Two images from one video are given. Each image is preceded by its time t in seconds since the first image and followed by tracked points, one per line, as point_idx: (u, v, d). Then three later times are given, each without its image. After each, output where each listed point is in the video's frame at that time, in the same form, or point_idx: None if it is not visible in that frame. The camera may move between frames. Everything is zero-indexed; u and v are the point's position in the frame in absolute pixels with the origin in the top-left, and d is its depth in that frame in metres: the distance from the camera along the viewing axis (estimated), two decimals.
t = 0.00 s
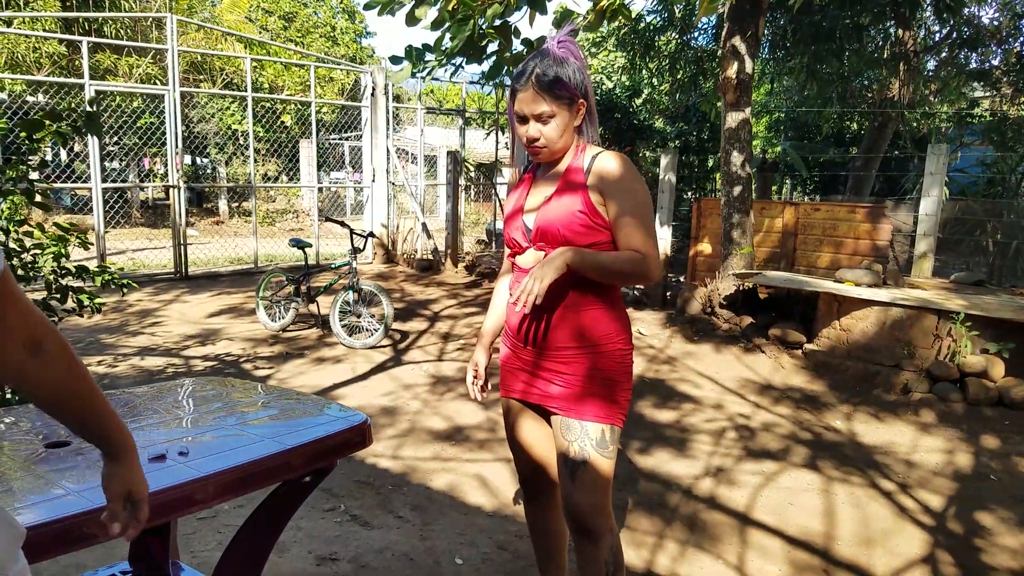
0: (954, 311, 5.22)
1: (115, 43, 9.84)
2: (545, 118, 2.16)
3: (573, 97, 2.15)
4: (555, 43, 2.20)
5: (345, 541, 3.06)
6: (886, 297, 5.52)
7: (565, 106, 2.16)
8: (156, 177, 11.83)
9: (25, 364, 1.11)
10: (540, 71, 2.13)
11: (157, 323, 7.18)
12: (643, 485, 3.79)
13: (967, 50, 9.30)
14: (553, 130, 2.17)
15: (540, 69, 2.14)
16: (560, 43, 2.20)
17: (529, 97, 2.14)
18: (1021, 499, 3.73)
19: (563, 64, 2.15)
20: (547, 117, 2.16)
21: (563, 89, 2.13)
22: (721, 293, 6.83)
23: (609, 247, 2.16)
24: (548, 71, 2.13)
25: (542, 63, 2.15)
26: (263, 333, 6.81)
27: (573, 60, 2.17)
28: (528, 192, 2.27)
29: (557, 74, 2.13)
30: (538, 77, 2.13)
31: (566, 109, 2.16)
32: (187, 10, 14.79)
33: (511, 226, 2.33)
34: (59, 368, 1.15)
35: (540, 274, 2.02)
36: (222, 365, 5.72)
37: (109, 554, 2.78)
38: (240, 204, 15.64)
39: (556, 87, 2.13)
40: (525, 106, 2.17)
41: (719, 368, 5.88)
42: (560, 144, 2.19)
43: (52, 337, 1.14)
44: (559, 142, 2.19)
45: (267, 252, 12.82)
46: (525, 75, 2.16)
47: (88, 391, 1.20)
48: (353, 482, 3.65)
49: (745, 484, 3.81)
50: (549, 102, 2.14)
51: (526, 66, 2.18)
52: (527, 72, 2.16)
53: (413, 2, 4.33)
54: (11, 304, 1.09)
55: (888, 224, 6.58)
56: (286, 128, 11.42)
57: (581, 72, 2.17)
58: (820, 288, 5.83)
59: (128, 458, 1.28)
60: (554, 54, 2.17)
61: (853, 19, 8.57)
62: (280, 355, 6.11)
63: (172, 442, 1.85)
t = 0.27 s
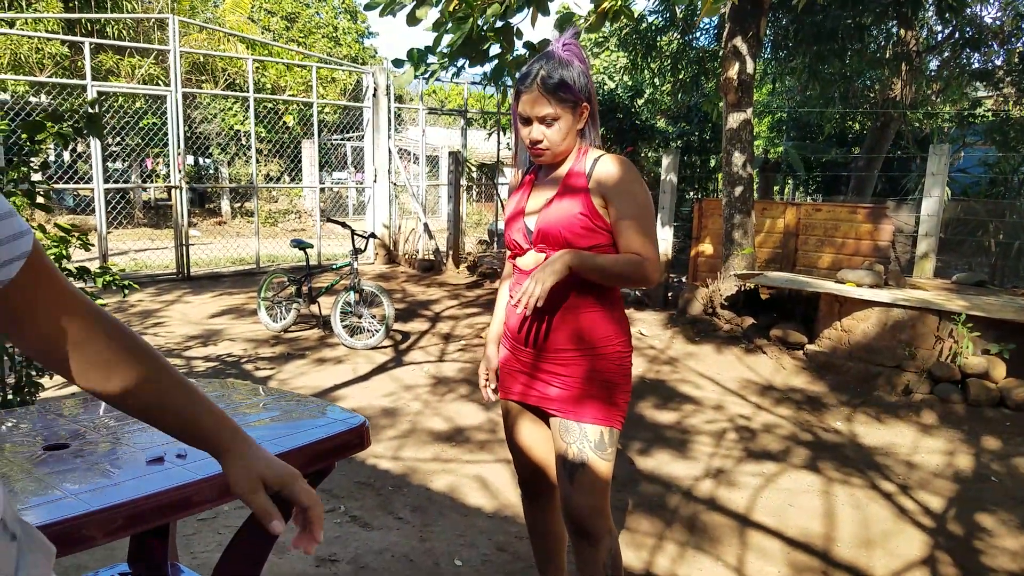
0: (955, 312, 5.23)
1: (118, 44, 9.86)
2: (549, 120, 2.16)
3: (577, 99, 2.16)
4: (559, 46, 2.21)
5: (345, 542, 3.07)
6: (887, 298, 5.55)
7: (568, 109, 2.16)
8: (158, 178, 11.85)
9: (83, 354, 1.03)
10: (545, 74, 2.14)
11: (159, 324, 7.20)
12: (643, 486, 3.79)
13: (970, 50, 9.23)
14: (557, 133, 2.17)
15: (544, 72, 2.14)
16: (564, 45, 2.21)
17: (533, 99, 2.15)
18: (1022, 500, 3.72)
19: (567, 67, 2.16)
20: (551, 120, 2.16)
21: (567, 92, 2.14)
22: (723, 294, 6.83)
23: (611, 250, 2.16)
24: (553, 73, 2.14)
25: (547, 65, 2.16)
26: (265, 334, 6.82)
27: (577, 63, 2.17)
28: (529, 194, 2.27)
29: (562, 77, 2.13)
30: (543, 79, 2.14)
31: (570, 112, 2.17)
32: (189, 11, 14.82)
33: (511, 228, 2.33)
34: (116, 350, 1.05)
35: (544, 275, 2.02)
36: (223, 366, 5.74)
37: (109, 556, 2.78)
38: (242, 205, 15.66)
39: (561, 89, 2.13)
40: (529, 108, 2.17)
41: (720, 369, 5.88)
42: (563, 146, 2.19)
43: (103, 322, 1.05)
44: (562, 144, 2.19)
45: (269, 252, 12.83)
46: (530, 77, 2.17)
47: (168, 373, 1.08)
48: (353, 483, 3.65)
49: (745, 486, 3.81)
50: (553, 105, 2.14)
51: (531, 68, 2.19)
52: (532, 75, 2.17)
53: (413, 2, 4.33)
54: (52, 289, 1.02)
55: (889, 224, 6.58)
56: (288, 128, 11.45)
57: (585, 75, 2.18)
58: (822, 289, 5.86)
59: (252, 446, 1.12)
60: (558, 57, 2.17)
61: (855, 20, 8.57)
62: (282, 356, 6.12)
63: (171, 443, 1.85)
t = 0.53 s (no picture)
0: (956, 312, 5.24)
1: (120, 45, 9.88)
2: (548, 120, 2.17)
3: (576, 100, 2.16)
4: (558, 46, 2.22)
5: (344, 541, 3.07)
6: (887, 298, 5.56)
7: (568, 109, 2.17)
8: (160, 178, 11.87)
9: (81, 350, 1.03)
10: (544, 73, 2.15)
11: (161, 323, 7.21)
12: (643, 486, 3.79)
13: (973, 50, 9.12)
14: (556, 133, 2.18)
15: (543, 72, 2.15)
16: (564, 46, 2.22)
17: (532, 99, 2.15)
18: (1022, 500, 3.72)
19: (566, 67, 2.16)
20: (550, 120, 2.17)
21: (566, 92, 2.14)
22: (724, 294, 6.83)
23: (609, 249, 2.17)
24: (552, 72, 2.14)
25: (546, 66, 2.17)
26: (266, 333, 6.84)
27: (576, 63, 2.18)
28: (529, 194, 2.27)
29: (561, 77, 2.14)
30: (543, 79, 2.14)
31: (569, 112, 2.17)
32: (191, 11, 14.85)
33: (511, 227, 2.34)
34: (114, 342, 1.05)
35: (543, 275, 2.03)
36: (225, 365, 5.75)
37: (109, 555, 2.79)
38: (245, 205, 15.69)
39: (561, 89, 2.14)
40: (527, 108, 2.18)
41: (721, 369, 5.88)
42: (563, 146, 2.20)
43: (101, 319, 1.05)
44: (562, 144, 2.20)
45: (271, 252, 12.85)
46: (529, 77, 2.17)
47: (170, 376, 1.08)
48: (353, 482, 3.66)
49: (745, 485, 3.81)
50: (552, 105, 2.15)
51: (529, 69, 2.19)
52: (530, 75, 2.17)
53: (414, 3, 4.33)
54: (48, 286, 1.00)
55: (890, 224, 6.59)
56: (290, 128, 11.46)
57: (584, 74, 2.18)
58: (822, 289, 5.87)
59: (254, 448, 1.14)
60: (557, 57, 2.18)
61: (857, 20, 8.56)
62: (283, 355, 6.14)
63: (169, 443, 1.86)
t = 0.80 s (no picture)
0: (958, 312, 5.23)
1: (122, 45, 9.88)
2: (548, 119, 2.17)
3: (576, 99, 2.17)
4: (558, 46, 2.22)
5: (345, 540, 3.08)
6: (890, 297, 5.55)
7: (568, 108, 2.17)
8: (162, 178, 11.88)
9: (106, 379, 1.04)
10: (544, 73, 2.15)
11: (163, 322, 7.22)
12: (644, 485, 3.79)
13: (975, 50, 9.06)
14: (556, 132, 2.18)
15: (544, 71, 2.15)
16: (564, 45, 2.22)
17: (533, 99, 2.16)
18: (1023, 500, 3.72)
19: (566, 67, 2.17)
20: (550, 119, 2.17)
21: (566, 91, 2.15)
22: (725, 293, 6.83)
23: (609, 249, 2.17)
24: (552, 72, 2.15)
25: (547, 65, 2.17)
26: (268, 333, 6.85)
27: (576, 62, 2.18)
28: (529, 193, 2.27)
29: (561, 76, 2.14)
30: (543, 78, 2.15)
31: (569, 111, 2.18)
32: (193, 10, 14.85)
33: (511, 226, 2.35)
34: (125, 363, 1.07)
35: (542, 274, 2.03)
36: (227, 365, 5.76)
37: (110, 553, 2.79)
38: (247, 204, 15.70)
39: (561, 88, 2.14)
40: (528, 107, 2.18)
41: (723, 369, 5.88)
42: (563, 145, 2.20)
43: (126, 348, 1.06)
44: (562, 143, 2.20)
45: (274, 252, 12.86)
46: (530, 76, 2.18)
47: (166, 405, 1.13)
48: (355, 481, 3.67)
49: (746, 484, 3.82)
50: (552, 104, 2.15)
51: (530, 68, 2.19)
52: (531, 74, 2.18)
53: (416, 3, 4.34)
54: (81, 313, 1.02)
55: (892, 224, 6.60)
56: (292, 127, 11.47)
57: (584, 74, 2.19)
58: (824, 288, 5.86)
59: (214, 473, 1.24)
60: (557, 56, 2.19)
61: (860, 20, 8.55)
62: (285, 355, 6.15)
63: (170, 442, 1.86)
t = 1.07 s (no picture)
0: (959, 311, 5.23)
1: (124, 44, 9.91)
2: (547, 118, 2.18)
3: (575, 97, 2.18)
4: (557, 44, 2.23)
5: (346, 537, 3.09)
6: (891, 297, 5.52)
7: (567, 107, 2.18)
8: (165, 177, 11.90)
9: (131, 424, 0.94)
10: (543, 71, 2.16)
11: (164, 321, 7.24)
12: (644, 483, 3.80)
13: (976, 50, 9.20)
14: (555, 130, 2.19)
15: (543, 69, 2.17)
16: (563, 44, 2.23)
17: (532, 97, 2.17)
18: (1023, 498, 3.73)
19: (565, 65, 2.18)
20: (549, 117, 2.18)
21: (565, 90, 2.16)
22: (726, 293, 6.84)
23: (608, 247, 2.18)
24: (552, 70, 2.16)
25: (545, 64, 2.18)
26: (270, 332, 6.86)
27: (575, 61, 2.20)
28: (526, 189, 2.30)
29: (560, 75, 2.15)
30: (542, 77, 2.16)
31: (568, 109, 2.19)
32: (196, 10, 14.89)
33: (510, 223, 2.36)
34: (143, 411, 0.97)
35: (543, 273, 2.04)
36: (229, 363, 5.78)
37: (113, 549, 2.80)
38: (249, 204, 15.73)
39: (560, 86, 2.15)
40: (527, 105, 2.19)
41: (723, 368, 5.89)
42: (561, 143, 2.21)
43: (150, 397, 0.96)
44: (560, 141, 2.21)
45: (275, 251, 12.88)
46: (529, 74, 2.19)
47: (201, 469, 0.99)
48: (355, 478, 3.68)
49: (746, 482, 3.82)
50: (551, 102, 2.16)
51: (529, 66, 2.21)
52: (530, 72, 2.19)
53: (418, 4, 4.35)
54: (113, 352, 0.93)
55: (893, 223, 6.60)
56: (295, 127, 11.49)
57: (583, 72, 2.20)
58: (825, 287, 5.84)
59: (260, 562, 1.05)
60: (556, 55, 2.20)
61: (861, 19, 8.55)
62: (286, 353, 6.16)
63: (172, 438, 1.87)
